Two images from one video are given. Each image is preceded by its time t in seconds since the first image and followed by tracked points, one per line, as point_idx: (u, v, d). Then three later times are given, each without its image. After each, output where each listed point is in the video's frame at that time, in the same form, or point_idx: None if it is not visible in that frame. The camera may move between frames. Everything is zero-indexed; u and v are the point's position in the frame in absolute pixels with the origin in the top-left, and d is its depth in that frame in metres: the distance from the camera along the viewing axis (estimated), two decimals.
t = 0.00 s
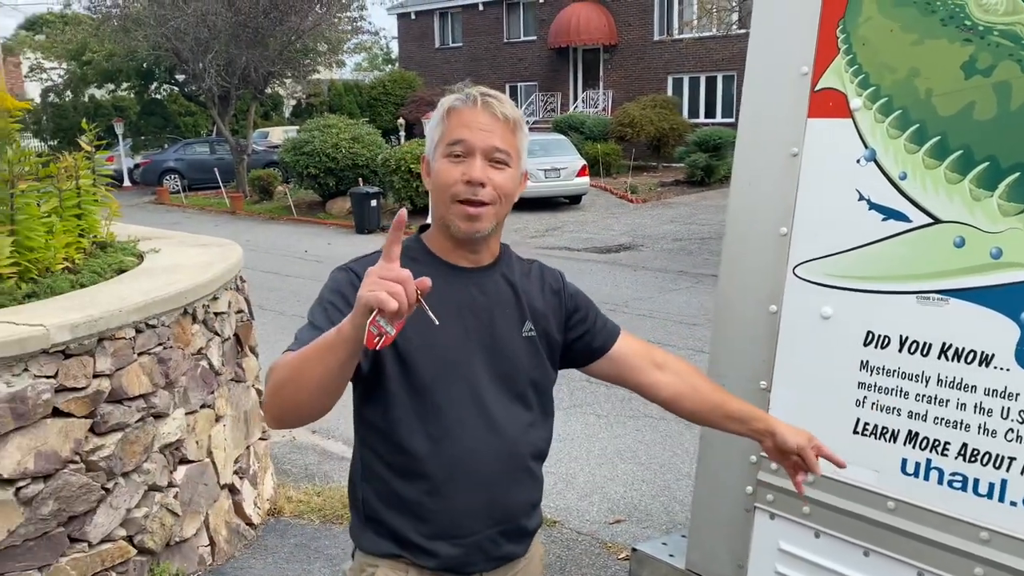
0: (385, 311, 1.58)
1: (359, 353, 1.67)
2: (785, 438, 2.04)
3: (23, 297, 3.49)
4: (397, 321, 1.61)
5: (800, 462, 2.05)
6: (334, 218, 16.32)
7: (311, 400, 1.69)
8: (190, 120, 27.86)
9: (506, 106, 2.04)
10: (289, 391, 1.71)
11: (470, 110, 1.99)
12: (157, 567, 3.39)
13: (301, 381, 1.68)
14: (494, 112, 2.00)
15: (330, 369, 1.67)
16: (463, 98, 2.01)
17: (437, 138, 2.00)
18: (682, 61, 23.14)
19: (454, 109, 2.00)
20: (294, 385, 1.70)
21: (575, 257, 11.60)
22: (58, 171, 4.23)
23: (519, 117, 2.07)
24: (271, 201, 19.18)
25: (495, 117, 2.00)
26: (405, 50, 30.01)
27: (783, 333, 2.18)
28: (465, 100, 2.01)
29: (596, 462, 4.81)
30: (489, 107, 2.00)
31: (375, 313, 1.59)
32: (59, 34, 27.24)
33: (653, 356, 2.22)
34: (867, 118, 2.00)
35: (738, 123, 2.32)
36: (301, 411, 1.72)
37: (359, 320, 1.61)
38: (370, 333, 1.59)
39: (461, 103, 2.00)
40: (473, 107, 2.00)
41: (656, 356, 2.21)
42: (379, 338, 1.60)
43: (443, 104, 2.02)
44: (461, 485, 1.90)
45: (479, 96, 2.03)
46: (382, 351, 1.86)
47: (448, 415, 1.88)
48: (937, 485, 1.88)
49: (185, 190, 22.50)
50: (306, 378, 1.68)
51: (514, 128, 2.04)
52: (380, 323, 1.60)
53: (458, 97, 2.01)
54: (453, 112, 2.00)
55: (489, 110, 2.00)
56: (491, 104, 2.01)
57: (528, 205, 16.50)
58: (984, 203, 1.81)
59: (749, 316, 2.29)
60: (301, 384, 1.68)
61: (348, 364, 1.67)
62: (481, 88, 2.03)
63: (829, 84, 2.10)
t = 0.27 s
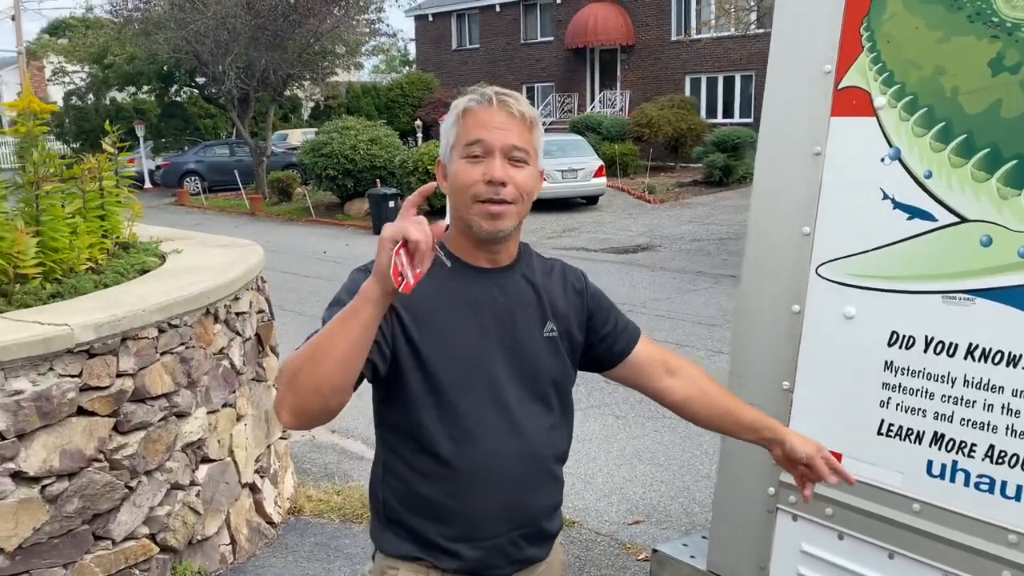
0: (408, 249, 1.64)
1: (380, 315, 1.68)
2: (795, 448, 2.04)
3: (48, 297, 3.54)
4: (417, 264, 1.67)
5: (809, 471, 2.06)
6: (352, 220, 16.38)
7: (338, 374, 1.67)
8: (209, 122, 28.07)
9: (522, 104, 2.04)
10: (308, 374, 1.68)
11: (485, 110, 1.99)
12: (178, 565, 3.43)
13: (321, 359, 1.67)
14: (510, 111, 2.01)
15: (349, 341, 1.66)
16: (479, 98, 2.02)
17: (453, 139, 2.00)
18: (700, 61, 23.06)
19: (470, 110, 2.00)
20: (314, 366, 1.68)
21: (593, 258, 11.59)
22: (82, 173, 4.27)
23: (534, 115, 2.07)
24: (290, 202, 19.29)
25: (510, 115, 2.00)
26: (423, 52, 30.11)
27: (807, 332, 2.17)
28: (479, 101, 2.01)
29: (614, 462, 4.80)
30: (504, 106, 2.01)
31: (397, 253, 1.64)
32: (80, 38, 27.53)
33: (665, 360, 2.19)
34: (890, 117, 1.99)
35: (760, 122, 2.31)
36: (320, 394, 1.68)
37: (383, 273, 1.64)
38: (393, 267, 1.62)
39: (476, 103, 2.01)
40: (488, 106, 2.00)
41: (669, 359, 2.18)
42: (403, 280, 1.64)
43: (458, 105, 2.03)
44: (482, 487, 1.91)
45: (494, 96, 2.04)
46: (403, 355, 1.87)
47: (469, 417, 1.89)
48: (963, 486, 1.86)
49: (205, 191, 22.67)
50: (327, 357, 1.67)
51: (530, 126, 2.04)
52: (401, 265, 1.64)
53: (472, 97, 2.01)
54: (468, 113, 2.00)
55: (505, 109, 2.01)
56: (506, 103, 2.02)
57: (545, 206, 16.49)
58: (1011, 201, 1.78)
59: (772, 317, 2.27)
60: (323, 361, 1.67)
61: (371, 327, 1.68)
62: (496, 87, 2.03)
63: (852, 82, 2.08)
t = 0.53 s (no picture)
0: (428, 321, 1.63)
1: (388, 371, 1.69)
2: (753, 519, 2.11)
3: (69, 297, 3.56)
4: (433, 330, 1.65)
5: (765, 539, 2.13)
6: (368, 220, 16.43)
7: (341, 417, 1.71)
8: (226, 123, 28.25)
9: (539, 104, 2.04)
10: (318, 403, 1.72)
11: (500, 111, 1.99)
12: (198, 564, 3.44)
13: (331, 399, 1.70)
14: (526, 111, 2.00)
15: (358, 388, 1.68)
16: (494, 99, 2.01)
17: (470, 142, 2.00)
18: (716, 59, 22.96)
19: (486, 111, 2.00)
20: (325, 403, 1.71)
21: (609, 257, 11.56)
22: (102, 174, 4.30)
23: (550, 116, 2.07)
24: (306, 203, 19.38)
25: (526, 116, 2.00)
26: (438, 52, 30.16)
27: (829, 332, 2.15)
28: (495, 102, 2.01)
29: (632, 462, 4.79)
30: (520, 106, 2.01)
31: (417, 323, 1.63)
32: (99, 40, 27.78)
33: (659, 393, 2.23)
34: (914, 114, 1.96)
35: (780, 120, 2.29)
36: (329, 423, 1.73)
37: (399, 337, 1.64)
38: (411, 340, 1.63)
39: (493, 104, 2.00)
40: (505, 107, 2.00)
41: (663, 395, 2.22)
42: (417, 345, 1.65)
43: (473, 106, 2.03)
44: (505, 492, 1.90)
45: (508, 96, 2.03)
46: (424, 359, 1.86)
47: (492, 420, 1.88)
48: (988, 489, 1.84)
49: (222, 192, 22.81)
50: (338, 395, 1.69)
51: (547, 126, 2.04)
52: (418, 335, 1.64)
53: (488, 98, 2.01)
54: (483, 114, 2.00)
55: (520, 110, 2.00)
56: (522, 103, 2.01)
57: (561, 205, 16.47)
58: None
59: (794, 316, 2.25)
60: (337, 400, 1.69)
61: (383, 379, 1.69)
62: (512, 87, 2.03)
63: (874, 79, 2.06)
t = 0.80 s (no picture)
0: None
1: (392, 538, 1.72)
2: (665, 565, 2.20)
3: (86, 297, 3.59)
4: None
5: None
6: (380, 219, 16.47)
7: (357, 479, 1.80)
8: (240, 124, 28.39)
9: (560, 104, 2.04)
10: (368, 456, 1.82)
11: (522, 110, 1.99)
12: (212, 563, 3.46)
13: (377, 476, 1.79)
14: (547, 110, 2.00)
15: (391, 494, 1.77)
16: (515, 99, 2.02)
17: (491, 141, 2.01)
18: (729, 58, 22.88)
19: (508, 111, 2.00)
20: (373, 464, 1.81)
21: (621, 257, 11.54)
22: (117, 174, 4.33)
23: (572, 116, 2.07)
24: (319, 203, 19.45)
25: (547, 116, 2.00)
26: (450, 51, 30.20)
27: (844, 331, 2.14)
28: (516, 100, 2.01)
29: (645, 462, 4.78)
30: (541, 105, 2.01)
31: None
32: (113, 41, 27.98)
33: (638, 415, 2.27)
34: (930, 112, 1.95)
35: (794, 119, 2.28)
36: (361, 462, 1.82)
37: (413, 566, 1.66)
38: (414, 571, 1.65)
39: (515, 103, 2.01)
40: (526, 107, 2.00)
41: (638, 418, 2.26)
42: None
43: (494, 105, 2.03)
44: (524, 496, 1.91)
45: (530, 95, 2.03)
46: (445, 360, 1.87)
47: (512, 424, 1.89)
48: (1006, 489, 1.82)
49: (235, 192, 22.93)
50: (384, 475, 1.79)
51: (569, 127, 2.05)
52: None
53: (510, 97, 2.01)
54: (504, 112, 2.00)
55: (541, 110, 2.00)
56: (543, 102, 2.01)
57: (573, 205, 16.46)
58: None
59: (808, 316, 2.24)
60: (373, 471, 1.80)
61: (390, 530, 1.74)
62: (533, 86, 2.04)
63: (890, 77, 2.05)
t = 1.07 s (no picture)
0: None
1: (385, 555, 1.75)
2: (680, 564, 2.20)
3: (95, 295, 3.61)
4: None
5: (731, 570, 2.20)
6: (387, 218, 16.49)
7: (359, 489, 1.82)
8: (247, 123, 28.47)
9: (567, 101, 2.04)
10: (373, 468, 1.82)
11: (529, 106, 1.99)
12: (221, 560, 3.47)
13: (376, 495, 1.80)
14: (555, 107, 2.00)
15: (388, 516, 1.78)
16: (523, 96, 2.01)
17: (498, 138, 2.00)
18: (737, 55, 22.82)
19: (515, 108, 2.00)
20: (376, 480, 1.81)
21: (629, 255, 11.52)
22: (126, 173, 4.35)
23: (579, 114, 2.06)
24: (326, 201, 19.48)
25: (554, 112, 2.00)
26: (457, 50, 30.20)
27: (852, 329, 2.13)
28: (523, 96, 2.01)
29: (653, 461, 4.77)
30: (549, 102, 2.00)
31: None
32: (121, 41, 28.07)
33: (660, 406, 2.27)
34: (939, 108, 1.94)
35: (802, 117, 2.28)
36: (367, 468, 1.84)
37: None
38: None
39: (522, 100, 2.00)
40: (533, 104, 2.00)
41: (660, 408, 2.27)
42: None
43: (501, 102, 2.03)
44: (530, 495, 1.90)
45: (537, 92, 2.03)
46: (451, 360, 1.87)
47: (518, 423, 1.89)
48: (1015, 488, 1.81)
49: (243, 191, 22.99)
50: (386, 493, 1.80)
51: (577, 124, 2.05)
52: None
53: (517, 94, 2.01)
54: (511, 109, 2.00)
55: (549, 107, 2.00)
56: (551, 99, 2.01)
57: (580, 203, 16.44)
58: None
59: (817, 313, 2.24)
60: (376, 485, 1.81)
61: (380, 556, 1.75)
62: (540, 83, 2.03)
63: (899, 73, 2.04)
